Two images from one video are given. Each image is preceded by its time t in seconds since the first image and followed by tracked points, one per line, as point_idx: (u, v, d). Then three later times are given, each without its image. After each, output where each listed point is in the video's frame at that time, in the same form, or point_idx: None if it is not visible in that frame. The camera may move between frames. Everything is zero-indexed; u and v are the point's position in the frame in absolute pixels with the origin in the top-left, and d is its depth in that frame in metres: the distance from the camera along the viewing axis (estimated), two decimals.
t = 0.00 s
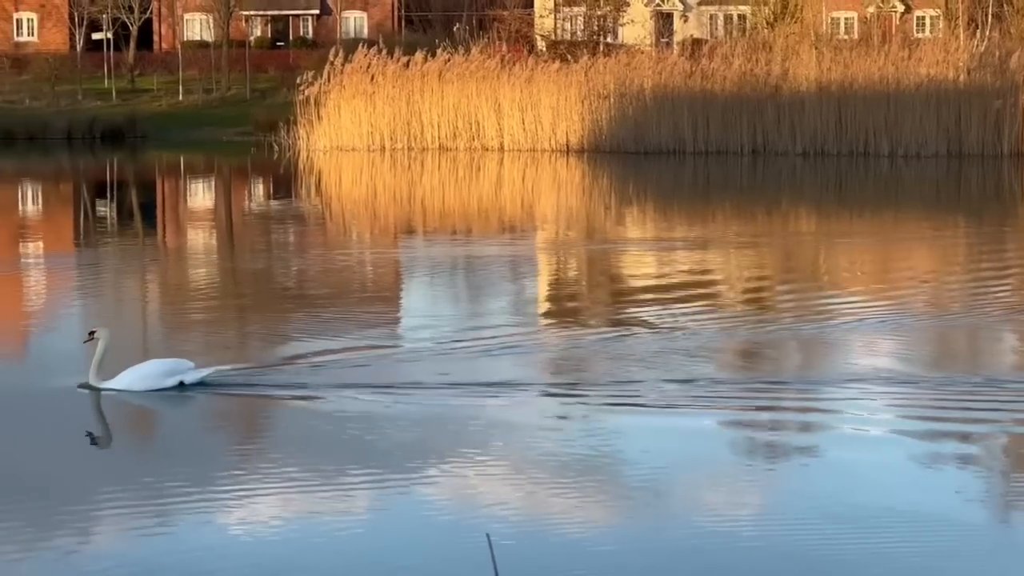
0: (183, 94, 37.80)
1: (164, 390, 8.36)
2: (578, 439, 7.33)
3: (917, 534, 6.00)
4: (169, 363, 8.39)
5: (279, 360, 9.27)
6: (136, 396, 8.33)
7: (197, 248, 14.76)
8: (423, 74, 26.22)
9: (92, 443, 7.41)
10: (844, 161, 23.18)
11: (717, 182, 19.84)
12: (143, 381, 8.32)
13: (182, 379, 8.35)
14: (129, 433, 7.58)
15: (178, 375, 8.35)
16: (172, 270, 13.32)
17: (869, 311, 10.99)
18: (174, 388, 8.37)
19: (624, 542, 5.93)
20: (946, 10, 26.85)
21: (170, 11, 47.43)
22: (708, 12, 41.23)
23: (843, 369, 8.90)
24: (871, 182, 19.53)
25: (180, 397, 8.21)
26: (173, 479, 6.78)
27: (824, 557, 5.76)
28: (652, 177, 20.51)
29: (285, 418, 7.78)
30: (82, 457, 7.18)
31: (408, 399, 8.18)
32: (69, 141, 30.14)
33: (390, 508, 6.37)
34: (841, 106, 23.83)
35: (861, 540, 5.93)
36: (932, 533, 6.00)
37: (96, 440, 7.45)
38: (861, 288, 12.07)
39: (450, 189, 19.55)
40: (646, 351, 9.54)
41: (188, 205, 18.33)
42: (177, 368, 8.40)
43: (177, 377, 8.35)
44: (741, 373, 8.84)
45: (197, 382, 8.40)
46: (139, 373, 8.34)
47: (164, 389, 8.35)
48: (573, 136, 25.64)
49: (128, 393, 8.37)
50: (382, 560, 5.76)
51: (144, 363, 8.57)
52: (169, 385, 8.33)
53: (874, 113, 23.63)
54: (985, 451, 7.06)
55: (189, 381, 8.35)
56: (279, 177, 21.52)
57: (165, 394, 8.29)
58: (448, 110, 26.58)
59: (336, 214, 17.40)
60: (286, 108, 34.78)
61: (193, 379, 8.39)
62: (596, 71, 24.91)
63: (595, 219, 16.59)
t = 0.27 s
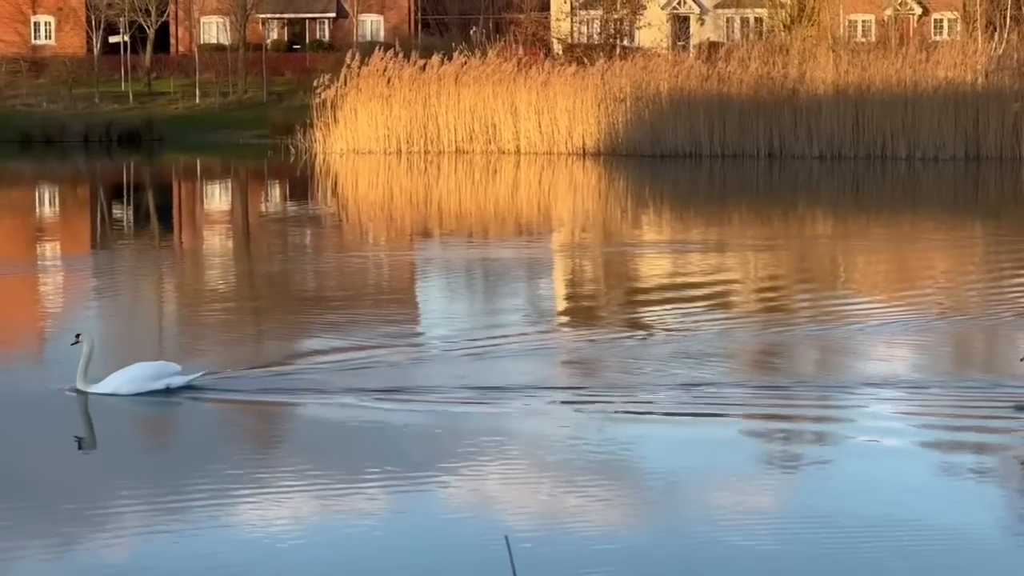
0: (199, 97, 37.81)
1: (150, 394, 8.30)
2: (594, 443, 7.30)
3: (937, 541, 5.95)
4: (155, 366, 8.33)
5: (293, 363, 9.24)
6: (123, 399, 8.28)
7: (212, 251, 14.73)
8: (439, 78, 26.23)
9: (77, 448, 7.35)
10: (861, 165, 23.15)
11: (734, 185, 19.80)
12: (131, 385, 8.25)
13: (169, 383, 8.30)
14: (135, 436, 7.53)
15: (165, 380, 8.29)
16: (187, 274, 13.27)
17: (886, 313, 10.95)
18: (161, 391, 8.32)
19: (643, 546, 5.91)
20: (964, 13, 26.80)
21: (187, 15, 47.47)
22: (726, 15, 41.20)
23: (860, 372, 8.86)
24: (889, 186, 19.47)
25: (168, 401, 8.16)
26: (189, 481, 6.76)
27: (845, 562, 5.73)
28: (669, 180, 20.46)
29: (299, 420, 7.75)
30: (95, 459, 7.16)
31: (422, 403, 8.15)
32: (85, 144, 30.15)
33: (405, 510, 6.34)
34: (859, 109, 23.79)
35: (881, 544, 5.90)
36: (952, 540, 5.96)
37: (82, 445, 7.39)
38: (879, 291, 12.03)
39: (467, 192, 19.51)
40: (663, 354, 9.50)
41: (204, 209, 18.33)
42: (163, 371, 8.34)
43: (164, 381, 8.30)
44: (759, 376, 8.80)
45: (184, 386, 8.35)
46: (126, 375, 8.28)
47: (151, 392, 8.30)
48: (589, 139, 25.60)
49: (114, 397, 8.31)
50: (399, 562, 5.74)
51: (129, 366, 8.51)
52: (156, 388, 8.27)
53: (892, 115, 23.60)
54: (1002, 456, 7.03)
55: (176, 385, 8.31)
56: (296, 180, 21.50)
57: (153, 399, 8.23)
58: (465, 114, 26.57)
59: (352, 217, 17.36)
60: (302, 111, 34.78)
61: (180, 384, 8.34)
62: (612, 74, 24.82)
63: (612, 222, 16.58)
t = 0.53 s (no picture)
0: (210, 99, 37.83)
1: (130, 397, 8.29)
2: (605, 446, 7.31)
3: (946, 544, 5.95)
4: (135, 370, 8.31)
5: (304, 365, 9.25)
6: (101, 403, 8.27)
7: (223, 253, 14.73)
8: (449, 79, 26.21)
9: (53, 454, 7.34)
10: (872, 168, 23.14)
11: (744, 187, 19.80)
12: (110, 389, 8.25)
13: (148, 388, 8.28)
14: (141, 438, 7.53)
15: (145, 384, 8.28)
16: (196, 275, 13.26)
17: (896, 316, 10.96)
18: (141, 395, 8.31)
19: (655, 548, 5.92)
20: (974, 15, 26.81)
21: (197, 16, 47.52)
22: (736, 17, 41.23)
23: (871, 375, 8.86)
24: (899, 188, 19.47)
25: (149, 406, 8.14)
26: (201, 483, 6.77)
27: (858, 563, 5.74)
28: (679, 182, 20.46)
29: (309, 423, 7.76)
30: (107, 459, 7.17)
31: (433, 406, 8.16)
32: (96, 145, 30.17)
33: (417, 512, 6.36)
34: (869, 111, 23.79)
35: (894, 546, 5.91)
36: (962, 543, 5.95)
37: (57, 450, 7.38)
38: (889, 293, 12.03)
39: (477, 194, 19.51)
40: (673, 356, 9.50)
41: (214, 210, 18.35)
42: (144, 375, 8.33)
43: (144, 385, 8.28)
44: (770, 379, 8.81)
45: (164, 391, 8.33)
46: (105, 379, 8.28)
47: (130, 396, 8.29)
48: (600, 142, 25.62)
49: (92, 400, 8.30)
50: (412, 564, 5.75)
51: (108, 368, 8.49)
52: (136, 393, 8.26)
53: (902, 118, 23.59)
54: (1012, 460, 7.04)
55: (156, 390, 8.29)
56: (307, 182, 21.52)
57: (132, 402, 8.22)
58: (475, 116, 26.58)
59: (363, 219, 17.38)
60: (312, 113, 34.82)
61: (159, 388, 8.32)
62: (623, 76, 24.82)
63: (623, 224, 16.58)
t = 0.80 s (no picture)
0: (213, 101, 37.91)
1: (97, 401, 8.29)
2: (606, 450, 7.32)
3: (945, 549, 5.97)
4: (101, 374, 8.30)
5: (305, 369, 9.26)
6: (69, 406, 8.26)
7: (227, 255, 14.82)
8: (452, 83, 26.22)
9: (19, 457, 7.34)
10: (872, 172, 23.16)
11: (747, 192, 19.82)
12: (77, 394, 8.23)
13: (115, 392, 8.27)
14: (139, 440, 7.56)
15: (111, 388, 8.27)
16: (200, 278, 13.33)
17: (897, 320, 10.98)
18: (108, 399, 8.30)
19: (657, 552, 5.93)
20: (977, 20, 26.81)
21: (201, 19, 47.59)
22: (738, 21, 41.18)
23: (873, 379, 8.88)
24: (901, 192, 19.48)
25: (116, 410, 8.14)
26: (205, 485, 6.79)
27: (859, 568, 5.76)
28: (681, 186, 20.50)
29: (310, 427, 7.78)
30: (111, 461, 7.19)
31: (433, 410, 8.17)
32: (100, 148, 30.25)
33: (419, 514, 6.38)
34: (871, 115, 23.81)
35: (893, 552, 5.93)
36: (960, 549, 5.98)
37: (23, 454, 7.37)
38: (891, 297, 12.05)
39: (480, 197, 19.57)
40: (675, 360, 9.51)
41: (217, 213, 18.37)
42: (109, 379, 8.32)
43: (110, 390, 8.27)
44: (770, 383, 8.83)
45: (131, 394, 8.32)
46: (71, 384, 8.26)
47: (97, 400, 8.28)
48: (602, 144, 25.68)
49: (58, 404, 8.28)
50: (413, 566, 5.77)
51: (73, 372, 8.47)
52: (102, 397, 8.25)
53: (904, 122, 23.61)
54: (1012, 468, 7.06)
55: (122, 393, 8.29)
56: (310, 185, 21.58)
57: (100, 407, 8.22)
58: (478, 119, 26.62)
59: (366, 222, 17.44)
60: (315, 115, 34.88)
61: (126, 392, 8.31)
62: (625, 79, 24.91)
63: (626, 227, 16.61)
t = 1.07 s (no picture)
0: (209, 104, 37.92)
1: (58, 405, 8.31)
2: (601, 453, 7.35)
3: (937, 551, 6.02)
4: (61, 378, 8.34)
5: (300, 370, 9.28)
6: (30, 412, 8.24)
7: (223, 256, 14.84)
8: (448, 85, 26.25)
9: None
10: (868, 175, 23.16)
11: (744, 194, 19.84)
12: (41, 398, 8.23)
13: (77, 395, 8.32)
14: (134, 441, 7.60)
15: (73, 392, 8.32)
16: (196, 279, 13.36)
17: (892, 323, 11.00)
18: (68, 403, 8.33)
19: (650, 555, 5.95)
20: (974, 23, 26.81)
21: (198, 21, 47.62)
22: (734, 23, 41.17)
23: (868, 381, 8.92)
24: (897, 195, 19.49)
25: (80, 412, 8.18)
26: (204, 486, 6.82)
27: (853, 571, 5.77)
28: (677, 189, 20.50)
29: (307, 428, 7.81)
30: (110, 461, 7.22)
31: (428, 411, 8.19)
32: (96, 150, 30.27)
33: (414, 516, 6.40)
34: (867, 119, 23.82)
35: (888, 555, 5.95)
36: (953, 550, 6.02)
37: None
38: (887, 301, 12.07)
39: (476, 199, 19.60)
40: (670, 362, 9.53)
41: (214, 214, 18.42)
42: (68, 383, 8.36)
43: (72, 393, 8.32)
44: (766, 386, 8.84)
45: (91, 398, 8.38)
46: (33, 388, 8.26)
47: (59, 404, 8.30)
48: (598, 147, 25.72)
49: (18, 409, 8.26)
50: (410, 565, 5.81)
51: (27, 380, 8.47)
52: (65, 400, 8.28)
53: (899, 125, 23.62)
54: (1007, 471, 7.08)
55: (83, 397, 8.34)
56: (306, 186, 21.59)
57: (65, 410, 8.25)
58: (474, 121, 26.62)
59: (362, 224, 17.46)
60: (312, 117, 34.90)
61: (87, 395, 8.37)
62: (622, 82, 24.99)
63: (621, 230, 16.64)
